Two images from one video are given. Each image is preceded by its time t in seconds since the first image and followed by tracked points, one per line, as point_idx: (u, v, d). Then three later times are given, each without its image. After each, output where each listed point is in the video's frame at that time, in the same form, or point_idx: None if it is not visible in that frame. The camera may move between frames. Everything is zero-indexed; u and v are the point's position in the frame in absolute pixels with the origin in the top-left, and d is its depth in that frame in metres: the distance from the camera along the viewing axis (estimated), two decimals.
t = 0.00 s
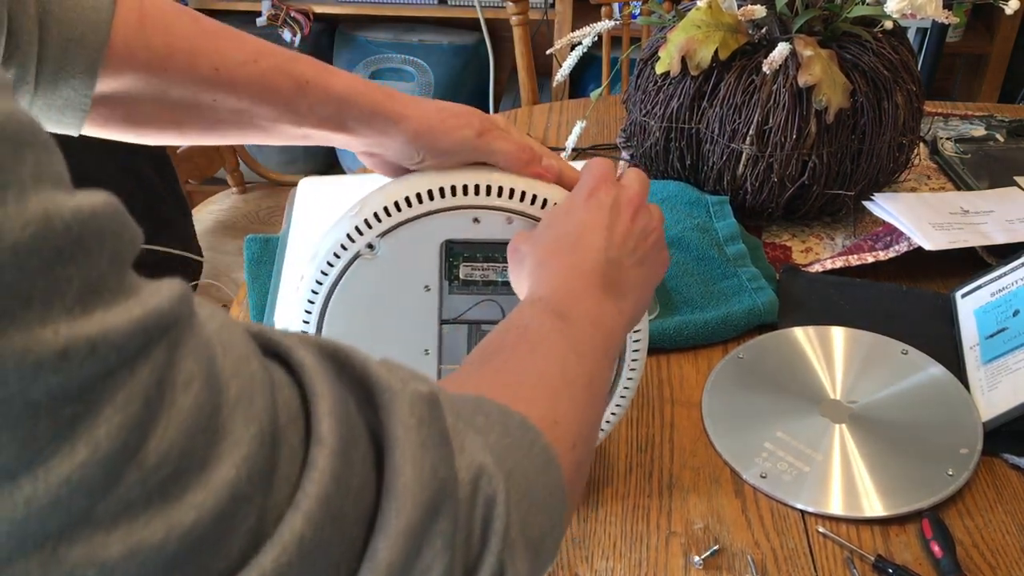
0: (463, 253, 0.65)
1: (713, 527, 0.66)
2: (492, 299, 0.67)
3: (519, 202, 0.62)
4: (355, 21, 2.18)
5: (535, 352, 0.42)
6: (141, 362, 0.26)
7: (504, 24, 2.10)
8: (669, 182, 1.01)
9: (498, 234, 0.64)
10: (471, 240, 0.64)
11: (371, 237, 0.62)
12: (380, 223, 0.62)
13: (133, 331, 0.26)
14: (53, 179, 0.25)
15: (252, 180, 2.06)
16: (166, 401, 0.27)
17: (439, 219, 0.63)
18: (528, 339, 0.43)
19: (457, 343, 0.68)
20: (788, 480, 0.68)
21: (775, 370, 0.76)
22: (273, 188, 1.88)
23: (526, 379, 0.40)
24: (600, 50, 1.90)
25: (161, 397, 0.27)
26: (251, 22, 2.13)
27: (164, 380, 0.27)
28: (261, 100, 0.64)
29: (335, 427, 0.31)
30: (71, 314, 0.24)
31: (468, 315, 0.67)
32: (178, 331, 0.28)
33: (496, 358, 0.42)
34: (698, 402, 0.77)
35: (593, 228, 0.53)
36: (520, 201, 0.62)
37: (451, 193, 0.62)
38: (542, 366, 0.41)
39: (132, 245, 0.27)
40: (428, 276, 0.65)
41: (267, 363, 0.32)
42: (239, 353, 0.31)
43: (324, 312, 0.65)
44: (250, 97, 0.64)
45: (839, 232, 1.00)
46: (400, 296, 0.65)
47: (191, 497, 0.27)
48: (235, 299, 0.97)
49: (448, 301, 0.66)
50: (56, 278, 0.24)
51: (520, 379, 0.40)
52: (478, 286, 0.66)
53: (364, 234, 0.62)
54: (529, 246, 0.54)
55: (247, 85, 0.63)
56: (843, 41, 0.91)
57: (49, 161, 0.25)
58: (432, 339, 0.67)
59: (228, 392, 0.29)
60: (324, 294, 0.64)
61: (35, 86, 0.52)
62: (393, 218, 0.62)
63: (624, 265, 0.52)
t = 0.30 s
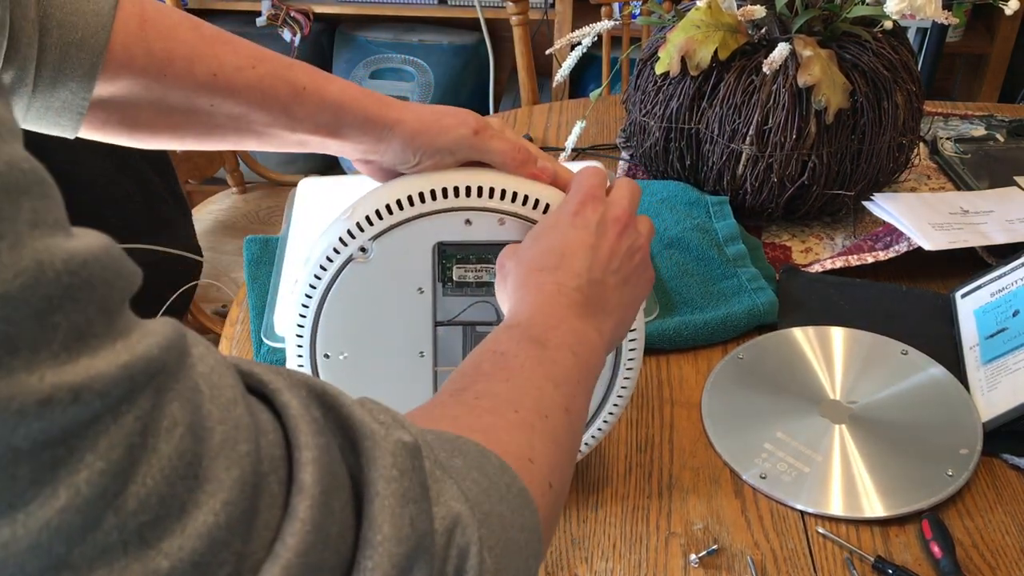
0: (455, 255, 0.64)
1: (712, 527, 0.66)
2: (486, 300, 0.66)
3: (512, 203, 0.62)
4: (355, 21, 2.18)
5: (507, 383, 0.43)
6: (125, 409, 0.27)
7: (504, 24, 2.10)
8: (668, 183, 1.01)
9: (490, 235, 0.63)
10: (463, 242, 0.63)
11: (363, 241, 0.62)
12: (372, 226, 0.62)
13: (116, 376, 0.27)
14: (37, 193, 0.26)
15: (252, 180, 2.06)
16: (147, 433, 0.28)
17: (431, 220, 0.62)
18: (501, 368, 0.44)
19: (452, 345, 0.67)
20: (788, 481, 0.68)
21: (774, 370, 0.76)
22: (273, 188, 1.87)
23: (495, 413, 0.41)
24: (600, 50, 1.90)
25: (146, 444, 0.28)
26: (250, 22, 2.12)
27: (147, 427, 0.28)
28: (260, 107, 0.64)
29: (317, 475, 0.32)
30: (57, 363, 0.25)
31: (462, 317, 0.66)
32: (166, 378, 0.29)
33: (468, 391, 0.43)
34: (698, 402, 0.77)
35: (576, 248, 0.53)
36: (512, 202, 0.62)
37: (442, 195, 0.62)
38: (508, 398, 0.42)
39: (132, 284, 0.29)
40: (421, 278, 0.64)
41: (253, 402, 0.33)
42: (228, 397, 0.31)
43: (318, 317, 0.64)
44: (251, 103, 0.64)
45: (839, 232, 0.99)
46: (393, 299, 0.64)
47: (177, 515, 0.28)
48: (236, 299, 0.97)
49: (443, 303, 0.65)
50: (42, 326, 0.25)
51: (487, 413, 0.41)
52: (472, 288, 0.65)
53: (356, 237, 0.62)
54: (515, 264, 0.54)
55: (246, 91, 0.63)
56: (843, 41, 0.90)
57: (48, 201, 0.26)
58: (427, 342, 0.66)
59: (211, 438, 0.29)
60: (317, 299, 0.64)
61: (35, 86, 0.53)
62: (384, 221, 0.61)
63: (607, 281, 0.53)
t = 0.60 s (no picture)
0: (453, 257, 0.64)
1: (712, 528, 0.66)
2: (484, 301, 0.66)
3: (508, 205, 0.62)
4: (355, 21, 2.18)
5: (496, 392, 0.43)
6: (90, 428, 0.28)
7: (504, 24, 2.10)
8: (669, 183, 1.01)
9: (488, 236, 0.63)
10: (461, 243, 0.63)
11: (361, 243, 0.62)
12: (370, 228, 0.61)
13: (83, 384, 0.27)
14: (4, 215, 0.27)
15: (252, 180, 2.06)
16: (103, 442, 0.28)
17: (430, 222, 0.62)
18: (490, 380, 0.44)
19: (451, 346, 0.67)
20: (788, 481, 0.68)
21: (774, 371, 0.76)
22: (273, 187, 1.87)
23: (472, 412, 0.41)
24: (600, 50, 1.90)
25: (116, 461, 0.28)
26: (251, 22, 2.12)
27: (115, 446, 0.28)
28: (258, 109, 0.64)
29: (290, 492, 0.32)
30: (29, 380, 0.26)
31: (460, 319, 0.66)
32: (135, 397, 0.29)
33: (456, 402, 0.43)
34: (698, 403, 0.77)
35: (570, 260, 0.53)
36: (510, 203, 0.62)
37: (441, 197, 0.62)
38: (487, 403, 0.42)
39: (105, 300, 0.30)
40: (418, 280, 0.64)
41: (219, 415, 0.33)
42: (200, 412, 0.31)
43: (315, 319, 0.64)
44: (249, 106, 0.64)
45: (839, 232, 0.99)
46: (391, 301, 0.64)
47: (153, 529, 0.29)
48: (235, 299, 0.97)
49: (440, 305, 0.65)
50: (4, 351, 0.26)
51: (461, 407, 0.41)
52: (470, 290, 0.65)
53: (354, 239, 0.62)
54: (508, 274, 0.54)
55: (243, 95, 0.63)
56: (843, 41, 0.90)
57: (16, 224, 0.27)
58: (424, 343, 0.66)
59: (182, 456, 0.30)
60: (315, 302, 0.64)
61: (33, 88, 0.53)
62: (382, 223, 0.61)
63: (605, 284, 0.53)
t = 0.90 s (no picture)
0: (441, 259, 0.64)
1: (713, 527, 0.66)
2: (473, 305, 0.65)
3: (496, 207, 0.62)
4: (355, 21, 2.18)
5: (498, 392, 0.43)
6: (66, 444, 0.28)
7: (504, 23, 2.10)
8: (669, 183, 1.01)
9: (476, 238, 0.63)
10: (449, 246, 0.63)
11: (348, 247, 0.62)
12: (355, 231, 0.62)
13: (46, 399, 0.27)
14: None
15: (252, 180, 2.06)
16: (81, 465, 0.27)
17: (417, 225, 0.62)
18: (494, 378, 0.44)
19: (441, 351, 0.67)
20: (788, 480, 0.68)
21: (775, 370, 0.76)
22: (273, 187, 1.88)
23: (473, 431, 0.41)
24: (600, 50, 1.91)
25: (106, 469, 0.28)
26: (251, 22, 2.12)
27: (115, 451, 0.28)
28: (252, 121, 0.65)
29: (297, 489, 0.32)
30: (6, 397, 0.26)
31: (449, 322, 0.66)
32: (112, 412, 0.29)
33: (451, 406, 0.43)
34: (699, 402, 0.77)
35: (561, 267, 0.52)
36: (497, 205, 0.62)
37: (427, 199, 0.62)
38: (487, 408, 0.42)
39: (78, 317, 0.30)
40: (406, 283, 0.64)
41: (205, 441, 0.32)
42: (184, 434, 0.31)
43: (303, 324, 0.64)
44: (241, 119, 0.64)
45: (839, 232, 0.99)
46: (379, 305, 0.64)
47: (146, 537, 0.28)
48: (235, 298, 0.97)
49: (429, 309, 0.65)
50: None
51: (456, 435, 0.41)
52: (459, 293, 0.65)
53: (340, 242, 0.62)
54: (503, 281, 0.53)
55: (236, 106, 0.63)
56: (843, 41, 0.90)
57: None
58: (414, 347, 0.66)
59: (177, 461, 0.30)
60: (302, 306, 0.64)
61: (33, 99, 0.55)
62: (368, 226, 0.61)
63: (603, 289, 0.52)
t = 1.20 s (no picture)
0: (434, 259, 0.64)
1: (713, 526, 0.66)
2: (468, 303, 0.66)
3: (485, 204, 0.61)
4: (355, 21, 2.18)
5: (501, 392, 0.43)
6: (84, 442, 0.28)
7: (504, 23, 2.10)
8: (668, 183, 1.01)
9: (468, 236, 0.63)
10: (441, 245, 0.63)
11: (339, 247, 0.62)
12: (346, 232, 0.61)
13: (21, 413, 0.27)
14: None
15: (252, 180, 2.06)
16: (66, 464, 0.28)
17: (408, 224, 0.62)
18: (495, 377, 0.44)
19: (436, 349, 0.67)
20: (788, 480, 0.68)
21: (775, 369, 0.76)
22: (273, 187, 1.87)
23: (457, 390, 0.38)
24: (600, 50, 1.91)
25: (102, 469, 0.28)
26: (250, 22, 2.12)
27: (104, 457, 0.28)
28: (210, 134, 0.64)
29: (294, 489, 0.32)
30: None
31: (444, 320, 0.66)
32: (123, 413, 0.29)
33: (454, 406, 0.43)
34: (699, 402, 0.77)
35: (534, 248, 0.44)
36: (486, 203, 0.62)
37: (417, 198, 0.62)
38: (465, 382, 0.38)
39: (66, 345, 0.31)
40: (399, 282, 0.63)
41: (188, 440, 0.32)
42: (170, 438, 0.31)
43: (298, 324, 0.64)
44: (196, 134, 0.64)
45: (839, 232, 0.99)
46: (373, 305, 0.64)
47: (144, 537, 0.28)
48: (235, 298, 0.97)
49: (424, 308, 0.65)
50: None
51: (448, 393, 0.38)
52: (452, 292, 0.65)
53: (332, 243, 0.62)
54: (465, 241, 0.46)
55: (197, 120, 0.63)
56: (843, 41, 0.90)
57: None
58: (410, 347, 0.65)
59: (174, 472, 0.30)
60: (296, 308, 0.64)
61: None
62: (358, 226, 0.61)
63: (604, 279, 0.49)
